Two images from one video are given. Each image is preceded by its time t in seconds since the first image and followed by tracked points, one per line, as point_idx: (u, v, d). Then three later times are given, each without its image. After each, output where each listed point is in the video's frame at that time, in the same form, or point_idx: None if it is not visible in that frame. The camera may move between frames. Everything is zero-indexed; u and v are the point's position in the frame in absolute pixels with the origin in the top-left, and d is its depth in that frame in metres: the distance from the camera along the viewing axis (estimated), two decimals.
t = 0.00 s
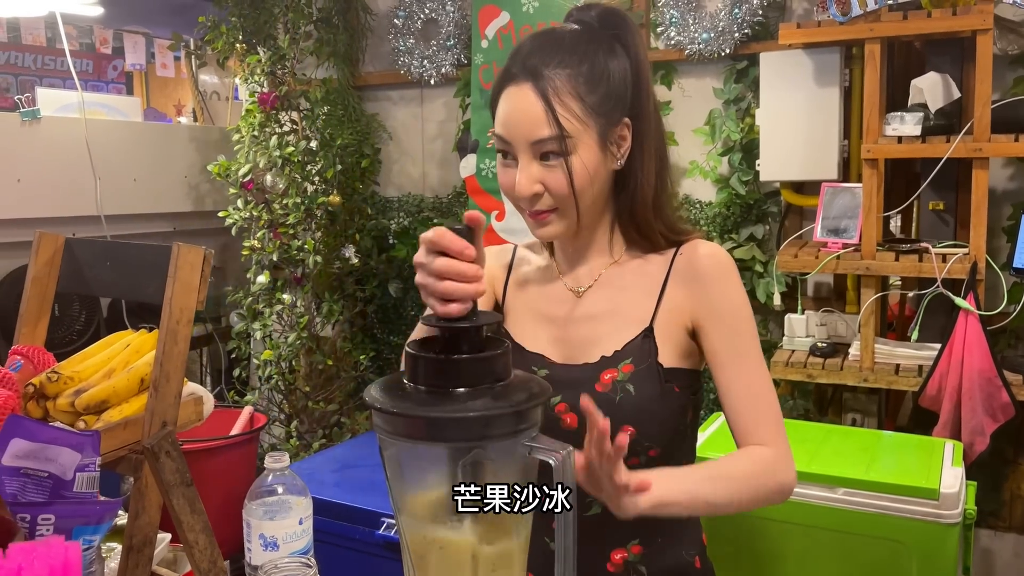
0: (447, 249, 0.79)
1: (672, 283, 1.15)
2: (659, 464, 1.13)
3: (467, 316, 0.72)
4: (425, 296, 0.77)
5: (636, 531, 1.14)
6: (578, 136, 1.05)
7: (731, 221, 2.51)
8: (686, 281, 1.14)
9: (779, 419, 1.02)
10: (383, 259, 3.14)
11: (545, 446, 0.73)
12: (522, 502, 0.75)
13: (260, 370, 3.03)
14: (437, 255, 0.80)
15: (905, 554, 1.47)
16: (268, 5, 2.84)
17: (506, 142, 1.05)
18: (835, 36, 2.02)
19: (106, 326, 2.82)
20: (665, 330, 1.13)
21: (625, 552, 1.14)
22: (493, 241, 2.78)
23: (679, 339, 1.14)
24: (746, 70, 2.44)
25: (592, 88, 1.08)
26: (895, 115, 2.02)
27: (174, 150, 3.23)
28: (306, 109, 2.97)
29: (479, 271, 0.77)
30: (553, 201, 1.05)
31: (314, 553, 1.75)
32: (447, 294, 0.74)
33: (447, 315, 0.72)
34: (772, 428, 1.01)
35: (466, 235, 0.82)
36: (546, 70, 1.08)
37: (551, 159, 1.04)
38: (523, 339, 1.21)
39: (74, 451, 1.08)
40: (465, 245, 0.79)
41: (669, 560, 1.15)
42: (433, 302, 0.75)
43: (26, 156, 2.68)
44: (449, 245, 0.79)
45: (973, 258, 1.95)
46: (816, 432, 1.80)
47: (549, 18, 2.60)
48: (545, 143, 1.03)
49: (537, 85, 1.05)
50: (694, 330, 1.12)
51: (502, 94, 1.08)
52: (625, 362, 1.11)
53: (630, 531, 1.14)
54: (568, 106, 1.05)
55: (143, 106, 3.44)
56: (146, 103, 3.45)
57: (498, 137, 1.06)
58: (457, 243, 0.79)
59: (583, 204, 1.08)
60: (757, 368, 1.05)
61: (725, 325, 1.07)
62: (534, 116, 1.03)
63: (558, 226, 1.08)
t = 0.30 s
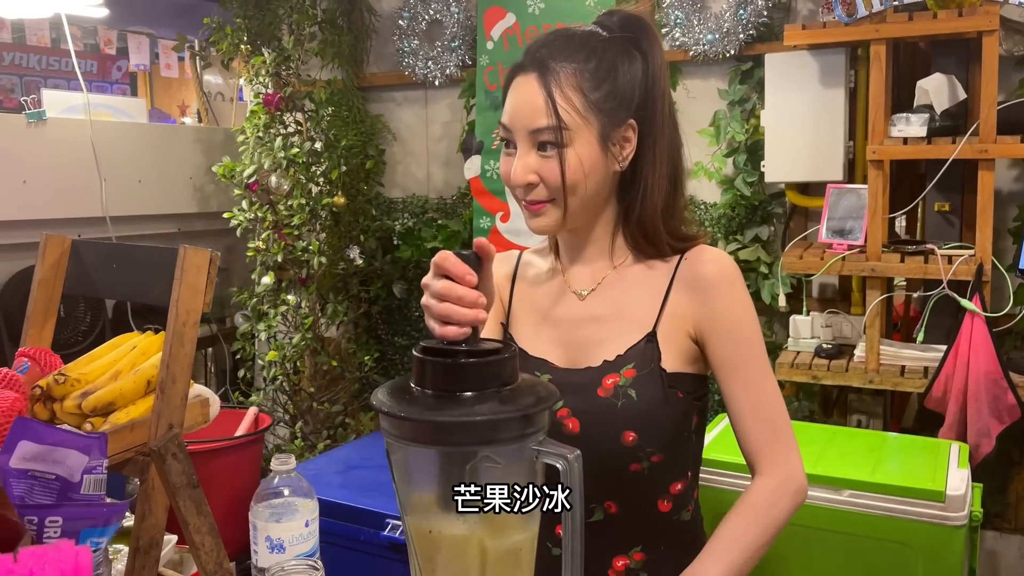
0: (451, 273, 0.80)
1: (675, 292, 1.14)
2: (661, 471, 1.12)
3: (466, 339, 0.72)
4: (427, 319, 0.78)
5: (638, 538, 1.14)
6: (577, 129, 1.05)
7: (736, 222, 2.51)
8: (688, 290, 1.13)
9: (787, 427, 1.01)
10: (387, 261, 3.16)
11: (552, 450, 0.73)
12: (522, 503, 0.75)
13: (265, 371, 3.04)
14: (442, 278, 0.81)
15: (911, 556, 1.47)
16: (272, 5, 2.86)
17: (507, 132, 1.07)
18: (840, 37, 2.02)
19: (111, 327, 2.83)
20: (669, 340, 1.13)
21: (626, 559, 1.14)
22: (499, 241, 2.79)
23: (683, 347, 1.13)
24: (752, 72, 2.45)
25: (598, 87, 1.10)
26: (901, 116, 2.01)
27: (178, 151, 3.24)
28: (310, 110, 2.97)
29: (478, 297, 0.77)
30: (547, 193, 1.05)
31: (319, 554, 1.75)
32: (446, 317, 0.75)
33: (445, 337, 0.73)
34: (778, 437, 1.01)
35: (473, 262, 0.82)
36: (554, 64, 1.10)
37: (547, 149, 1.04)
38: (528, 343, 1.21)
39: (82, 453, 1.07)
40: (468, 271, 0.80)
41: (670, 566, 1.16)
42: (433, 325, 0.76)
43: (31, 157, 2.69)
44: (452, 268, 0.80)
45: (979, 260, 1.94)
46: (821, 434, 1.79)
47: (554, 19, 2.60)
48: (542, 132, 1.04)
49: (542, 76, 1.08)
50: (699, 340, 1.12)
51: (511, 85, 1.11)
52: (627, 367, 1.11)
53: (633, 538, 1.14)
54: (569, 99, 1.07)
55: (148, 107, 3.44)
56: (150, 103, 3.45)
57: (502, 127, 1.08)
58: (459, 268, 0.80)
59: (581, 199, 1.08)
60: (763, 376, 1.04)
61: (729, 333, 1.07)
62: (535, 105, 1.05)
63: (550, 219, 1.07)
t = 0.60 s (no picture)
0: (448, 277, 0.80)
1: (676, 292, 1.15)
2: (661, 472, 1.13)
3: (467, 342, 0.72)
4: (428, 324, 0.78)
5: (636, 539, 1.15)
6: (582, 128, 1.06)
7: (737, 223, 2.51)
8: (689, 291, 1.13)
9: (782, 431, 1.01)
10: (389, 261, 3.15)
11: (551, 451, 0.73)
12: (522, 502, 0.75)
13: (267, 372, 3.04)
14: (440, 282, 0.81)
15: (911, 556, 1.47)
16: (273, 6, 2.86)
17: (512, 131, 1.08)
18: (841, 37, 2.02)
19: (113, 328, 2.84)
20: (669, 340, 1.13)
21: (625, 561, 1.15)
22: (501, 241, 2.79)
23: (683, 347, 1.13)
24: (753, 72, 2.45)
25: (603, 86, 1.10)
26: (902, 116, 2.01)
27: (181, 152, 3.24)
28: (312, 111, 2.98)
29: (476, 298, 0.77)
30: (552, 191, 1.06)
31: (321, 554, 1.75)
32: (448, 321, 0.75)
33: (449, 341, 0.72)
34: (773, 440, 1.01)
35: (469, 264, 0.82)
36: (559, 63, 1.10)
37: (552, 148, 1.05)
38: (529, 344, 1.21)
39: (83, 454, 1.07)
40: (465, 273, 0.80)
41: (668, 567, 1.16)
42: (433, 328, 0.77)
43: (33, 159, 2.69)
44: (449, 272, 0.80)
45: (980, 260, 1.94)
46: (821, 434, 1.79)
47: (555, 19, 2.60)
48: (547, 130, 1.05)
49: (547, 74, 1.08)
50: (698, 341, 1.12)
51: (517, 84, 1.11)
52: (627, 367, 1.11)
53: (632, 540, 1.15)
54: (575, 98, 1.07)
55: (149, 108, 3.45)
56: (152, 104, 3.46)
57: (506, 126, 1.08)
58: (457, 271, 0.80)
59: (584, 198, 1.08)
60: (760, 379, 1.04)
61: (727, 334, 1.07)
62: (539, 104, 1.06)
63: (552, 218, 1.08)
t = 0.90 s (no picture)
0: (448, 275, 0.80)
1: (676, 292, 1.15)
2: (663, 472, 1.12)
3: (467, 340, 0.72)
4: (428, 322, 0.78)
5: (638, 539, 1.14)
6: (594, 124, 1.06)
7: (737, 223, 2.51)
8: (688, 290, 1.13)
9: (785, 425, 1.00)
10: (390, 261, 3.15)
11: (551, 451, 0.73)
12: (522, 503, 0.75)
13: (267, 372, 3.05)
14: (440, 280, 0.81)
15: (913, 556, 1.47)
16: (273, 7, 2.87)
17: (520, 127, 1.07)
18: (841, 37, 2.02)
19: (113, 328, 2.84)
20: (669, 340, 1.13)
21: (627, 560, 1.14)
22: (502, 241, 2.79)
23: (684, 347, 1.13)
24: (753, 72, 2.45)
25: (612, 85, 1.10)
26: (902, 116, 2.01)
27: (181, 153, 3.25)
28: (312, 111, 2.98)
29: (475, 296, 0.77)
30: (563, 186, 1.05)
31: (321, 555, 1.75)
32: (446, 319, 0.76)
33: (448, 341, 0.72)
34: (777, 436, 1.00)
35: (469, 263, 0.82)
36: (569, 60, 1.10)
37: (564, 143, 1.05)
38: (530, 347, 1.21)
39: (83, 454, 1.07)
40: (465, 271, 0.80)
41: (670, 568, 1.16)
42: (434, 326, 0.76)
43: (33, 160, 2.70)
44: (448, 271, 0.80)
45: (980, 259, 1.94)
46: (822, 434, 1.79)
47: (554, 20, 2.59)
48: (560, 125, 1.04)
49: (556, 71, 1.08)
50: (699, 340, 1.12)
51: (522, 80, 1.10)
52: (629, 368, 1.11)
53: (633, 539, 1.14)
54: (587, 94, 1.07)
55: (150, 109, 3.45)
56: (152, 105, 3.46)
57: (513, 121, 1.07)
58: (458, 269, 0.80)
59: (592, 194, 1.08)
60: (761, 375, 1.03)
61: (725, 331, 1.07)
62: (551, 100, 1.05)
63: (557, 217, 1.07)
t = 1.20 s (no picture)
0: (447, 273, 0.80)
1: (676, 293, 1.15)
2: (663, 474, 1.12)
3: (467, 339, 0.72)
4: (427, 321, 0.78)
5: (639, 539, 1.14)
6: (611, 121, 1.07)
7: (736, 223, 2.51)
8: (688, 291, 1.13)
9: (786, 427, 1.00)
10: (389, 261, 3.15)
11: (551, 451, 0.73)
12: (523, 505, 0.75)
13: (267, 373, 3.05)
14: (438, 279, 0.81)
15: (913, 556, 1.47)
16: (272, 8, 2.88)
17: (535, 123, 1.06)
18: (840, 36, 2.02)
19: (113, 329, 2.84)
20: (670, 341, 1.13)
21: (627, 560, 1.14)
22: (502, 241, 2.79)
23: (684, 348, 1.13)
24: (751, 72, 2.45)
25: (626, 83, 1.11)
26: (901, 115, 2.01)
27: (180, 153, 3.25)
28: (311, 112, 2.98)
29: (474, 295, 0.77)
30: (581, 183, 1.05)
31: (321, 555, 1.75)
32: (446, 317, 0.75)
33: (450, 339, 0.72)
34: (777, 438, 1.00)
35: (469, 262, 0.82)
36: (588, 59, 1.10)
37: (582, 140, 1.05)
38: (531, 348, 1.21)
39: (82, 455, 1.07)
40: (464, 269, 0.80)
41: (670, 568, 1.16)
42: (433, 325, 0.77)
43: (32, 161, 2.70)
44: (447, 268, 0.80)
45: (979, 259, 1.94)
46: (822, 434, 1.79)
47: (553, 20, 2.59)
48: (580, 122, 1.05)
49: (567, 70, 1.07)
50: (699, 341, 1.12)
51: (533, 77, 1.10)
52: (629, 371, 1.11)
53: (634, 540, 1.14)
54: (604, 91, 1.08)
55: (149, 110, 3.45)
56: (151, 106, 3.46)
57: (527, 117, 1.07)
58: (456, 267, 0.80)
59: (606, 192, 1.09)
60: (761, 376, 1.03)
61: (725, 332, 1.07)
62: (568, 97, 1.05)
63: (570, 215, 1.06)
